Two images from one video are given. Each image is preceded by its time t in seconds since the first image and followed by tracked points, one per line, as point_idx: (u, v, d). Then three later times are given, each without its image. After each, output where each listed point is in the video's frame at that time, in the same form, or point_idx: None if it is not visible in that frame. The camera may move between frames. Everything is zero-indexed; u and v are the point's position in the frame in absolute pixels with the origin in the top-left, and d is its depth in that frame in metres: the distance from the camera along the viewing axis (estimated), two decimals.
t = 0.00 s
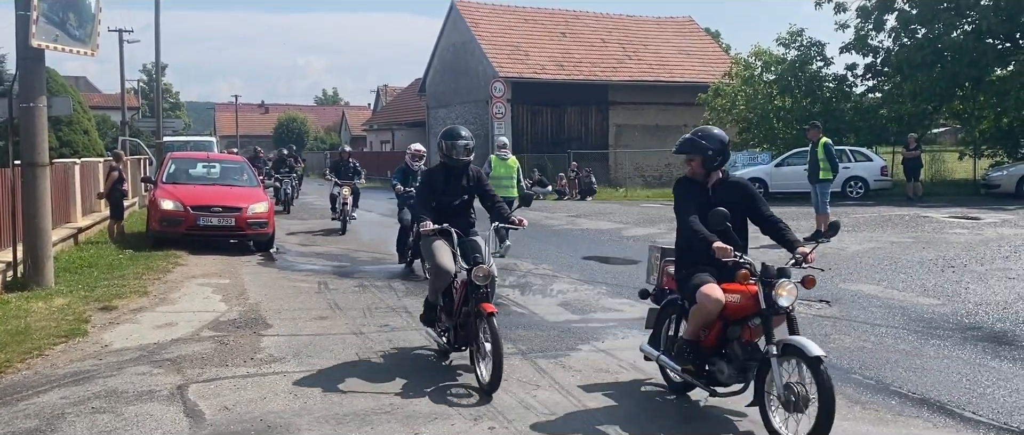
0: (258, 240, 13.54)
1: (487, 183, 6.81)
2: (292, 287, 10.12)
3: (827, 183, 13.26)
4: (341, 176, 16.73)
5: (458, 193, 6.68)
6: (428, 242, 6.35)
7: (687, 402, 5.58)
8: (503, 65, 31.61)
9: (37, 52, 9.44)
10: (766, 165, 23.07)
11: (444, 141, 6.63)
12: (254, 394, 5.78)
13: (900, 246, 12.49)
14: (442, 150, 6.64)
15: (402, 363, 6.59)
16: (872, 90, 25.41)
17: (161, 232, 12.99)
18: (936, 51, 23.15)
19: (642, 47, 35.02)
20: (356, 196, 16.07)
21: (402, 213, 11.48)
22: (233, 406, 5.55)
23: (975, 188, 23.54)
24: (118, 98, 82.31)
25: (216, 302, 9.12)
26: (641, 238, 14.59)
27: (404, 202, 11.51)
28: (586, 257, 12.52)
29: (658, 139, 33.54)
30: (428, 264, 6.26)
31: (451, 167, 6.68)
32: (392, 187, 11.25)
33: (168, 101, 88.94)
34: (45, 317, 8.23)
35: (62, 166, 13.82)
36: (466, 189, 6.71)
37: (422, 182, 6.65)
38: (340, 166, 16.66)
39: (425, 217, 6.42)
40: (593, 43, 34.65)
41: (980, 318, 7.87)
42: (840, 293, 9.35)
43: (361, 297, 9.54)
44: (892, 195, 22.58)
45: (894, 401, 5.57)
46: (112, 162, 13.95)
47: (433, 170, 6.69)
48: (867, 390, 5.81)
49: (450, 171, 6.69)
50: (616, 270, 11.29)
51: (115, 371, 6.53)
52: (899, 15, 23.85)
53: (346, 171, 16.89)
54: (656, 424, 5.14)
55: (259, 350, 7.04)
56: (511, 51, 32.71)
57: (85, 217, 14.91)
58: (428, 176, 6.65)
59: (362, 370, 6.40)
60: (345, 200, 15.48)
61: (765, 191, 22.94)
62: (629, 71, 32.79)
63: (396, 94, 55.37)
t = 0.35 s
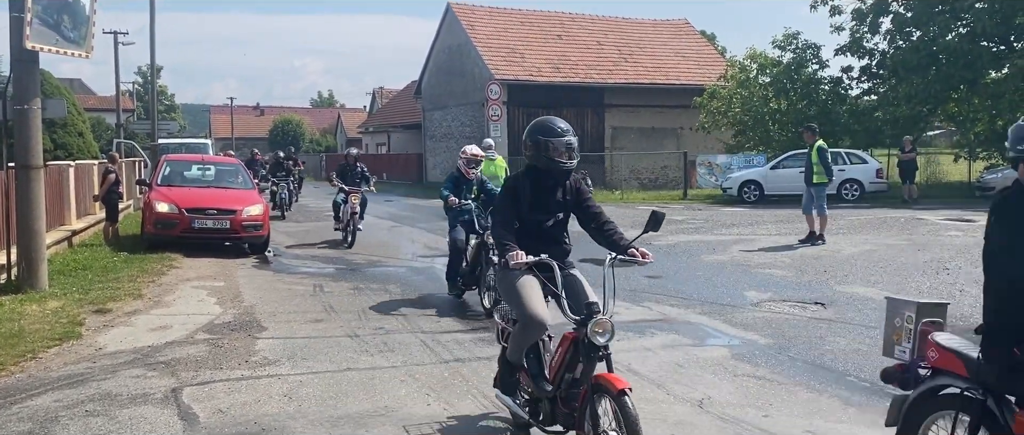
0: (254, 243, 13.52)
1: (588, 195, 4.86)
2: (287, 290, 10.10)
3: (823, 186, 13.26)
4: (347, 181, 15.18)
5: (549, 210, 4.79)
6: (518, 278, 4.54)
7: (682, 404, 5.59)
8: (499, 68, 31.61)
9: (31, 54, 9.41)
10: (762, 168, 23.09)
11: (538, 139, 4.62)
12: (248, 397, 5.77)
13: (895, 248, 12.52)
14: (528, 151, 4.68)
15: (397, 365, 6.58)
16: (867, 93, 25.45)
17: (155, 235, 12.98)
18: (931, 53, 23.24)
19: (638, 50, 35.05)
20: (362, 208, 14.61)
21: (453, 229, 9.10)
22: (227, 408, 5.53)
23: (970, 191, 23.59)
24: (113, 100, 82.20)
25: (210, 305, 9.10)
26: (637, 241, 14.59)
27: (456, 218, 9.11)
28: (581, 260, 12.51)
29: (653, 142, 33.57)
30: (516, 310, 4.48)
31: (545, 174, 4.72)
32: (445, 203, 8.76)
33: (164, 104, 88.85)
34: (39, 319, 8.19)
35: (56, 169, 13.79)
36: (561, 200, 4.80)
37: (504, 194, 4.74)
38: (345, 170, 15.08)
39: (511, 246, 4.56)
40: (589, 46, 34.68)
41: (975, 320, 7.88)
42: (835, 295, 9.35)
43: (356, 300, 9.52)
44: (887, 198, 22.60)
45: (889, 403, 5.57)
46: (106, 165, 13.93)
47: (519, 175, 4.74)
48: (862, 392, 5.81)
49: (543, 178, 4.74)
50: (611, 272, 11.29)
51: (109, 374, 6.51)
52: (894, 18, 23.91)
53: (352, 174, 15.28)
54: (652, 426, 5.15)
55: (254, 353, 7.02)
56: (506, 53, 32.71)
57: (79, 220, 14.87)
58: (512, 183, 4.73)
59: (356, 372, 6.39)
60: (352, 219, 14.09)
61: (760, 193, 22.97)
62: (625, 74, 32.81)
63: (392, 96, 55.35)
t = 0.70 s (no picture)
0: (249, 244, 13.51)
1: (832, 224, 3.40)
2: (282, 292, 10.10)
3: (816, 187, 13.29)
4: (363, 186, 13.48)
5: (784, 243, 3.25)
6: (737, 357, 2.97)
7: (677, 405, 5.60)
8: (494, 69, 31.61)
9: (25, 56, 9.40)
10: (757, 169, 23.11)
11: (763, 136, 3.18)
12: (243, 399, 5.76)
13: (890, 249, 12.54)
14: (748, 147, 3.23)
15: (392, 367, 6.57)
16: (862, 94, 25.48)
17: (150, 236, 12.95)
18: (925, 54, 23.20)
19: (633, 51, 35.08)
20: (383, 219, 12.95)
21: (553, 258, 6.62)
22: (222, 410, 5.53)
23: (965, 192, 23.64)
24: (109, 101, 82.07)
25: (206, 307, 9.09)
26: (632, 242, 14.61)
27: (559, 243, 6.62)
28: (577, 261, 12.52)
29: (649, 143, 33.60)
30: (735, 408, 2.86)
31: (773, 187, 3.20)
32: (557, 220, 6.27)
33: (159, 105, 88.72)
34: (33, 321, 8.18)
35: (51, 170, 13.76)
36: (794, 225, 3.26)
37: (707, 211, 3.17)
38: (360, 173, 13.37)
39: (739, 306, 2.99)
40: (584, 47, 34.71)
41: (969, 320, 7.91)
42: (830, 296, 9.36)
43: (352, 301, 9.51)
44: (882, 199, 22.64)
45: (883, 403, 5.58)
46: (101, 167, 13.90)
47: (727, 186, 3.20)
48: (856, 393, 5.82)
49: (767, 192, 3.21)
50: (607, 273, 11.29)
51: (104, 376, 6.50)
52: (889, 19, 23.95)
53: (366, 178, 13.62)
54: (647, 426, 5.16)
55: (249, 354, 7.02)
56: (502, 55, 32.71)
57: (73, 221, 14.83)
58: (722, 199, 3.18)
59: (351, 374, 6.39)
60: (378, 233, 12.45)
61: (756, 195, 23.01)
62: (620, 75, 32.84)
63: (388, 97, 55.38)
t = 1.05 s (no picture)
0: (245, 245, 13.49)
1: None
2: (278, 293, 10.09)
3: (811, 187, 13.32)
4: (394, 193, 11.84)
5: None
6: None
7: (672, 404, 5.60)
8: (490, 70, 31.60)
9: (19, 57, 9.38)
10: (753, 169, 23.15)
11: None
12: (240, 401, 5.76)
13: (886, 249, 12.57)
14: None
15: (388, 368, 6.57)
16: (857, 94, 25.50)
17: (145, 237, 12.92)
18: (920, 54, 23.32)
19: (629, 51, 35.10)
20: (419, 229, 11.39)
21: (812, 324, 4.29)
22: (218, 412, 5.52)
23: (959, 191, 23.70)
24: (104, 102, 81.95)
25: (202, 308, 9.08)
26: (629, 242, 14.62)
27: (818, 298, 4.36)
28: (573, 261, 12.53)
29: (645, 143, 33.62)
30: None
31: None
32: (841, 265, 3.97)
33: (155, 105, 88.62)
34: (28, 323, 8.16)
35: (46, 172, 13.74)
36: None
37: None
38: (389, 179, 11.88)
39: None
40: (579, 47, 34.73)
41: (964, 319, 7.93)
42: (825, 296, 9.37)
43: (347, 302, 9.50)
44: (878, 199, 22.67)
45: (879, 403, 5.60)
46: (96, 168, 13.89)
47: None
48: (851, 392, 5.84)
49: None
50: (603, 274, 11.29)
51: (100, 378, 6.48)
52: (884, 19, 24.01)
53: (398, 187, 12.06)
54: (643, 426, 5.16)
55: (245, 356, 7.01)
56: (497, 55, 32.69)
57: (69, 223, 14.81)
58: None
59: (347, 375, 6.39)
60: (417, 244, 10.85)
61: (752, 195, 23.04)
62: (616, 75, 32.86)
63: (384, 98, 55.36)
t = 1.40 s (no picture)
0: (242, 246, 13.46)
1: None
2: (275, 293, 10.07)
3: (808, 186, 13.32)
4: (445, 202, 9.48)
5: None
6: None
7: (670, 404, 5.58)
8: (487, 69, 31.57)
9: (15, 58, 9.37)
10: (750, 168, 23.16)
11: None
12: (237, 401, 5.74)
13: (883, 247, 12.57)
14: None
15: (386, 368, 6.56)
16: (854, 93, 25.50)
17: (142, 238, 12.90)
18: (916, 53, 23.31)
19: (626, 51, 35.10)
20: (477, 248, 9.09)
21: None
22: (214, 413, 5.50)
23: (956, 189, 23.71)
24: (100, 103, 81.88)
25: (199, 309, 9.06)
26: (626, 241, 14.62)
27: None
28: (571, 261, 12.51)
29: (642, 142, 33.61)
30: None
31: None
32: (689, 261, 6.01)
33: (151, 106, 88.54)
34: (25, 325, 8.13)
35: (42, 173, 13.71)
36: None
37: None
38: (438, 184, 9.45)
39: None
40: (577, 47, 34.71)
41: (962, 318, 7.93)
42: (823, 295, 9.37)
43: (345, 303, 9.48)
44: (875, 198, 22.68)
45: (877, 402, 5.58)
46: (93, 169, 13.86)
47: None
48: (848, 391, 5.82)
49: None
50: (601, 273, 11.28)
51: (96, 379, 6.47)
52: (881, 18, 24.02)
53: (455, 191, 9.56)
54: (641, 426, 5.14)
55: (242, 356, 7.00)
56: (495, 55, 32.67)
57: (65, 224, 14.78)
58: None
59: (345, 376, 6.38)
60: (482, 277, 8.71)
61: (749, 194, 23.04)
62: (613, 75, 32.85)
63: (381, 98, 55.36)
